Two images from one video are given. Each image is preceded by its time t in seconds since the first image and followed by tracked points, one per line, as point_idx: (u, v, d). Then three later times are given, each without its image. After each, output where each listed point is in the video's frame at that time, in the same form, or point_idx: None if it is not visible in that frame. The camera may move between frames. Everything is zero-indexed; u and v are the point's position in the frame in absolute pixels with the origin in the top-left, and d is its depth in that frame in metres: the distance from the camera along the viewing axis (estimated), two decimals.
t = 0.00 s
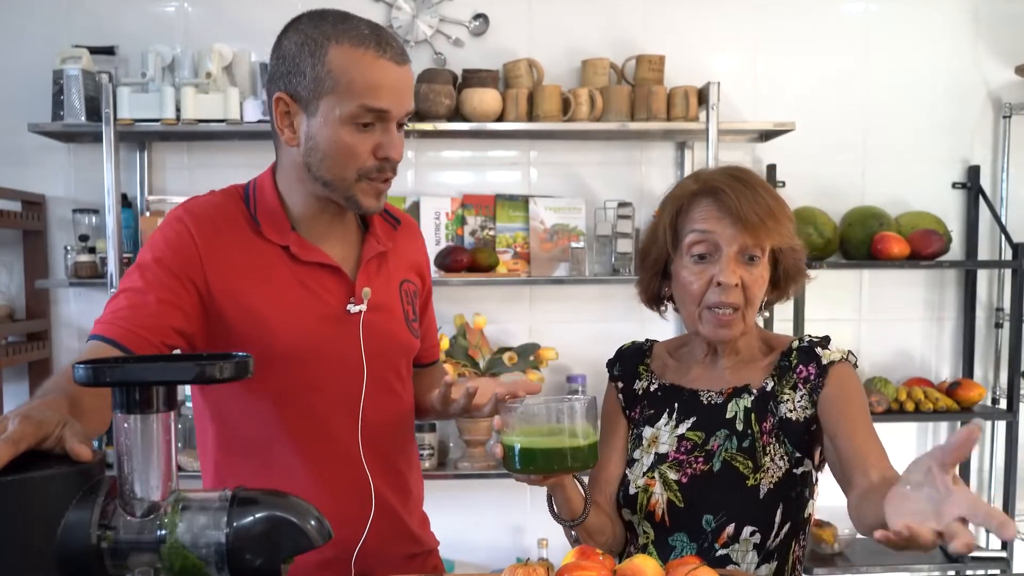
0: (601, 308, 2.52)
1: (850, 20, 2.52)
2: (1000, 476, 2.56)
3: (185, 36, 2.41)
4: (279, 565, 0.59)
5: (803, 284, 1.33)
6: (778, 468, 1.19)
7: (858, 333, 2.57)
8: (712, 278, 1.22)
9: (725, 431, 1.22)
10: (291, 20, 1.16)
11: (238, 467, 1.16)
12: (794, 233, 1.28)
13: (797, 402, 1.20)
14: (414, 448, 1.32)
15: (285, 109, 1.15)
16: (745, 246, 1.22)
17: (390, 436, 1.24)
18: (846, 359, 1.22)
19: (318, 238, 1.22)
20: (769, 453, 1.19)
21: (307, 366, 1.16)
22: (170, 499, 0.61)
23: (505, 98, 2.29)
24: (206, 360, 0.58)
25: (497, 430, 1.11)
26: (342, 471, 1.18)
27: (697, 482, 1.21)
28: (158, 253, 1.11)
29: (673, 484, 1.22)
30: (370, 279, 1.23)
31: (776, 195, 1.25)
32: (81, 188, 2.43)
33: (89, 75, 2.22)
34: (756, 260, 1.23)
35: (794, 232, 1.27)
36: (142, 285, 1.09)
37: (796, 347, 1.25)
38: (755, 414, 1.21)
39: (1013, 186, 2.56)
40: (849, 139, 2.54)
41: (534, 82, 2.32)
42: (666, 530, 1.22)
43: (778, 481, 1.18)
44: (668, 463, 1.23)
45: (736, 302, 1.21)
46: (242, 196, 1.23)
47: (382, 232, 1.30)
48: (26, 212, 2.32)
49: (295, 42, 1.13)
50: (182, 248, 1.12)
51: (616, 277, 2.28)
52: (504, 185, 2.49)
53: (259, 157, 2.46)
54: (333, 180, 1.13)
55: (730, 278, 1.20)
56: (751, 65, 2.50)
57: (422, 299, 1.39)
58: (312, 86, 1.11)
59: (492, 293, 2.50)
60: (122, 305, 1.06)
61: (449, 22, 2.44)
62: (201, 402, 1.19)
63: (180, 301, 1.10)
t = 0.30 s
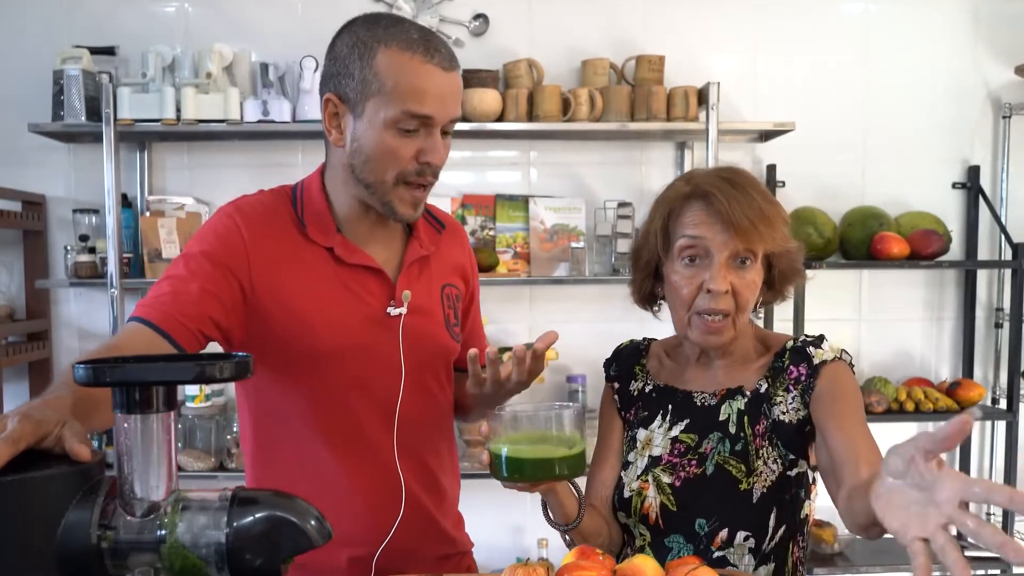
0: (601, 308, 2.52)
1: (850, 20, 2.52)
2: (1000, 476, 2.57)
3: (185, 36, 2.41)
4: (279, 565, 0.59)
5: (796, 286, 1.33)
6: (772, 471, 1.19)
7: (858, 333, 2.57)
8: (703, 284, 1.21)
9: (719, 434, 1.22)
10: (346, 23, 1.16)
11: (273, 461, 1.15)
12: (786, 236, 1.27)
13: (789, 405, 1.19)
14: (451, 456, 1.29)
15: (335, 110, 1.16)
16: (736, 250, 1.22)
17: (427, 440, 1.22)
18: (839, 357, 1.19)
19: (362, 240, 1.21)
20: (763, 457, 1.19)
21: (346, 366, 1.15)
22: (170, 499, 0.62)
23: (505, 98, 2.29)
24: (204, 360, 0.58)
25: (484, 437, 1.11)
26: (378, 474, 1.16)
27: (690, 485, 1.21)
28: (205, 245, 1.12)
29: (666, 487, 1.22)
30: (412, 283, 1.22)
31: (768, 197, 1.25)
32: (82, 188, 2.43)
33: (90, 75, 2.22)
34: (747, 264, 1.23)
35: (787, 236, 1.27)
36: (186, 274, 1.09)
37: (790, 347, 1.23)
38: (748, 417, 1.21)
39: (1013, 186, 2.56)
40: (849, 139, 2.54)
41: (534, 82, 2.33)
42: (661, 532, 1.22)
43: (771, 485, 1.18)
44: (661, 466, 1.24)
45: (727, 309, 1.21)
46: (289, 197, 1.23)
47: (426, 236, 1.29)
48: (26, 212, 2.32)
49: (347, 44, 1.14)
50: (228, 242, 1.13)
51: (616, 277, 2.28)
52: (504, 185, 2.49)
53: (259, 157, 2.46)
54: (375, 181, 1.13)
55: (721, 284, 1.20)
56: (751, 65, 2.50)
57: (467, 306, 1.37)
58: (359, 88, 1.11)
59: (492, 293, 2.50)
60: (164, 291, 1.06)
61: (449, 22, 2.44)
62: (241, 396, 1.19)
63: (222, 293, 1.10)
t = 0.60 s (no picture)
0: (601, 308, 2.52)
1: (850, 20, 2.52)
2: (1000, 476, 2.57)
3: (185, 36, 2.41)
4: (279, 565, 0.59)
5: (797, 283, 1.30)
6: (772, 476, 1.19)
7: (858, 333, 2.57)
8: (677, 280, 1.21)
9: (718, 438, 1.22)
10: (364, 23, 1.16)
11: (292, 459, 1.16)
12: (771, 231, 1.25)
13: (795, 413, 1.21)
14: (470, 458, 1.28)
15: (350, 107, 1.16)
16: (709, 245, 1.21)
17: (446, 443, 1.21)
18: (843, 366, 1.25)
19: (383, 240, 1.20)
20: (763, 462, 1.20)
21: (366, 367, 1.15)
22: (170, 499, 0.62)
23: (505, 98, 2.29)
24: (205, 360, 0.58)
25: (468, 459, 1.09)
26: (396, 476, 1.16)
27: (688, 489, 1.20)
28: (227, 244, 1.12)
29: (664, 491, 1.21)
30: (434, 286, 1.21)
31: (746, 190, 1.25)
32: (81, 188, 2.43)
33: (90, 75, 2.22)
34: (724, 260, 1.21)
35: (770, 230, 1.25)
36: (208, 272, 1.09)
37: (792, 353, 1.26)
38: (748, 421, 1.22)
39: (1013, 186, 2.56)
40: (849, 139, 2.54)
41: (534, 82, 2.32)
42: (659, 536, 1.21)
43: (771, 490, 1.19)
44: (658, 469, 1.23)
45: (702, 305, 1.20)
46: (312, 199, 1.22)
47: (451, 238, 1.27)
48: (26, 212, 2.32)
49: (363, 42, 1.14)
50: (249, 241, 1.13)
51: (616, 277, 2.28)
52: (504, 185, 2.49)
53: (259, 157, 2.46)
54: (386, 178, 1.11)
55: (691, 278, 1.19)
56: (751, 65, 2.50)
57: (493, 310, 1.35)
58: (370, 85, 1.11)
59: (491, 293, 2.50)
60: (187, 288, 1.06)
61: (449, 22, 2.44)
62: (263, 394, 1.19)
63: (244, 291, 1.10)
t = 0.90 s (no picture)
0: (601, 308, 2.52)
1: (849, 19, 2.52)
2: (1000, 475, 2.57)
3: (185, 37, 2.41)
4: (279, 565, 0.59)
5: (785, 291, 1.28)
6: (773, 478, 1.20)
7: (858, 333, 2.57)
8: (649, 295, 1.20)
9: (719, 439, 1.22)
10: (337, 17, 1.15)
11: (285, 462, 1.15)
12: (746, 242, 1.21)
13: (797, 414, 1.23)
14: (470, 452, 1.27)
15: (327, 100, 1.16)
16: (678, 260, 1.19)
17: (440, 437, 1.20)
18: (846, 369, 1.25)
19: (367, 235, 1.19)
20: (765, 463, 1.21)
21: (351, 362, 1.14)
22: (170, 499, 0.61)
23: (505, 98, 2.29)
24: (205, 359, 0.58)
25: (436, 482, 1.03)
26: (392, 472, 1.15)
27: (691, 491, 1.20)
28: (207, 250, 1.12)
29: (667, 493, 1.21)
30: (419, 276, 1.19)
31: (711, 204, 1.20)
32: (81, 188, 2.43)
33: (90, 75, 2.22)
34: (695, 276, 1.19)
35: (739, 240, 1.21)
36: (189, 280, 1.09)
37: (793, 355, 1.27)
38: (750, 422, 1.22)
39: (1013, 186, 2.56)
40: (849, 139, 2.54)
41: (534, 82, 2.32)
42: (660, 538, 1.21)
43: (773, 490, 1.20)
44: (660, 471, 1.22)
45: (676, 318, 1.20)
46: (297, 200, 1.22)
47: (439, 228, 1.25)
48: (26, 212, 2.32)
49: (335, 36, 1.13)
50: (228, 245, 1.13)
51: (616, 278, 2.28)
52: (504, 185, 2.49)
53: (260, 157, 2.46)
54: (358, 167, 1.09)
55: (661, 295, 1.18)
56: (750, 65, 2.50)
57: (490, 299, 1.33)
58: (341, 76, 1.09)
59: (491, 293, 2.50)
60: (167, 298, 1.07)
61: (449, 22, 2.44)
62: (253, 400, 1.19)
63: (226, 295, 1.10)
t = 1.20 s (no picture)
0: (601, 308, 2.52)
1: (849, 19, 2.52)
2: (1000, 475, 2.57)
3: (185, 36, 2.41)
4: (279, 565, 0.59)
5: (784, 289, 1.28)
6: (774, 479, 1.21)
7: (858, 333, 2.57)
8: (645, 299, 1.20)
9: (719, 440, 1.22)
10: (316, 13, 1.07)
11: (267, 470, 1.12)
12: (741, 244, 1.21)
13: (797, 416, 1.23)
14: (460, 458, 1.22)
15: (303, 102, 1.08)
16: (675, 263, 1.19)
17: (424, 442, 1.15)
18: (846, 372, 1.26)
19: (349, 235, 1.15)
20: (765, 464, 1.21)
21: (329, 365, 1.10)
22: (170, 499, 0.61)
23: (505, 98, 2.29)
24: (205, 359, 0.58)
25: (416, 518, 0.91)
26: (373, 481, 1.11)
27: (691, 493, 1.20)
28: (186, 254, 1.10)
29: (667, 494, 1.21)
30: (398, 274, 1.14)
31: (703, 204, 1.20)
32: (81, 187, 2.43)
33: (90, 75, 2.22)
34: (691, 279, 1.19)
35: (735, 244, 1.20)
36: (168, 284, 1.07)
37: (794, 356, 1.27)
38: (749, 423, 1.22)
39: (1013, 186, 2.57)
40: (849, 139, 2.54)
41: (534, 82, 2.32)
42: (661, 538, 1.21)
43: (773, 492, 1.20)
44: (660, 472, 1.22)
45: (672, 321, 1.20)
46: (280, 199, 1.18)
47: (423, 225, 1.20)
48: (26, 212, 2.32)
49: (309, 34, 1.05)
50: (207, 247, 1.10)
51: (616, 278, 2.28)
52: (504, 185, 2.49)
53: (260, 157, 2.46)
54: (332, 173, 1.03)
55: (658, 298, 1.18)
56: (750, 64, 2.50)
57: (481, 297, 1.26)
58: (312, 78, 1.02)
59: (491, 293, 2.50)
60: (147, 304, 1.05)
61: (449, 22, 2.44)
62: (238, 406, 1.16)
63: (205, 299, 1.08)
